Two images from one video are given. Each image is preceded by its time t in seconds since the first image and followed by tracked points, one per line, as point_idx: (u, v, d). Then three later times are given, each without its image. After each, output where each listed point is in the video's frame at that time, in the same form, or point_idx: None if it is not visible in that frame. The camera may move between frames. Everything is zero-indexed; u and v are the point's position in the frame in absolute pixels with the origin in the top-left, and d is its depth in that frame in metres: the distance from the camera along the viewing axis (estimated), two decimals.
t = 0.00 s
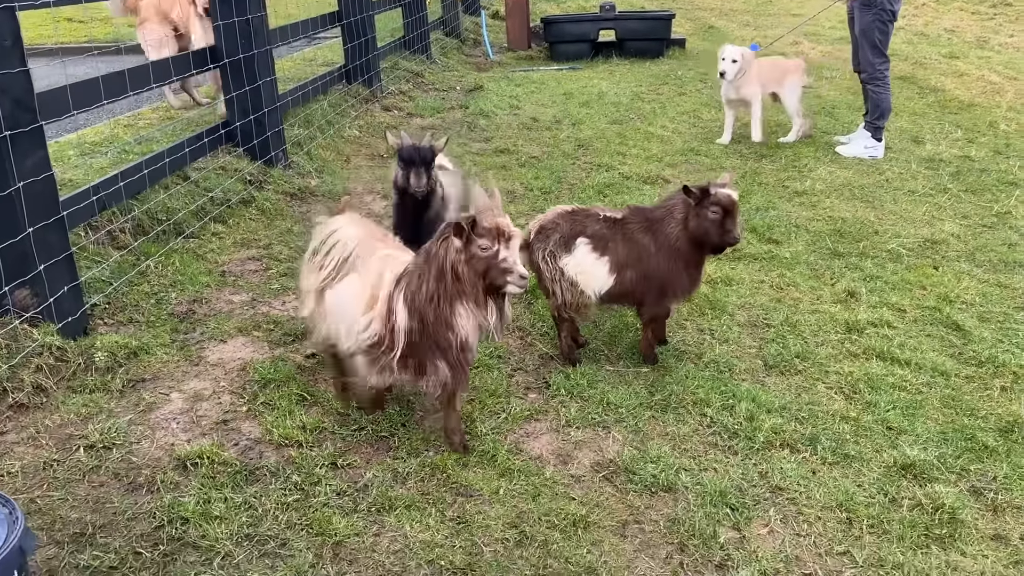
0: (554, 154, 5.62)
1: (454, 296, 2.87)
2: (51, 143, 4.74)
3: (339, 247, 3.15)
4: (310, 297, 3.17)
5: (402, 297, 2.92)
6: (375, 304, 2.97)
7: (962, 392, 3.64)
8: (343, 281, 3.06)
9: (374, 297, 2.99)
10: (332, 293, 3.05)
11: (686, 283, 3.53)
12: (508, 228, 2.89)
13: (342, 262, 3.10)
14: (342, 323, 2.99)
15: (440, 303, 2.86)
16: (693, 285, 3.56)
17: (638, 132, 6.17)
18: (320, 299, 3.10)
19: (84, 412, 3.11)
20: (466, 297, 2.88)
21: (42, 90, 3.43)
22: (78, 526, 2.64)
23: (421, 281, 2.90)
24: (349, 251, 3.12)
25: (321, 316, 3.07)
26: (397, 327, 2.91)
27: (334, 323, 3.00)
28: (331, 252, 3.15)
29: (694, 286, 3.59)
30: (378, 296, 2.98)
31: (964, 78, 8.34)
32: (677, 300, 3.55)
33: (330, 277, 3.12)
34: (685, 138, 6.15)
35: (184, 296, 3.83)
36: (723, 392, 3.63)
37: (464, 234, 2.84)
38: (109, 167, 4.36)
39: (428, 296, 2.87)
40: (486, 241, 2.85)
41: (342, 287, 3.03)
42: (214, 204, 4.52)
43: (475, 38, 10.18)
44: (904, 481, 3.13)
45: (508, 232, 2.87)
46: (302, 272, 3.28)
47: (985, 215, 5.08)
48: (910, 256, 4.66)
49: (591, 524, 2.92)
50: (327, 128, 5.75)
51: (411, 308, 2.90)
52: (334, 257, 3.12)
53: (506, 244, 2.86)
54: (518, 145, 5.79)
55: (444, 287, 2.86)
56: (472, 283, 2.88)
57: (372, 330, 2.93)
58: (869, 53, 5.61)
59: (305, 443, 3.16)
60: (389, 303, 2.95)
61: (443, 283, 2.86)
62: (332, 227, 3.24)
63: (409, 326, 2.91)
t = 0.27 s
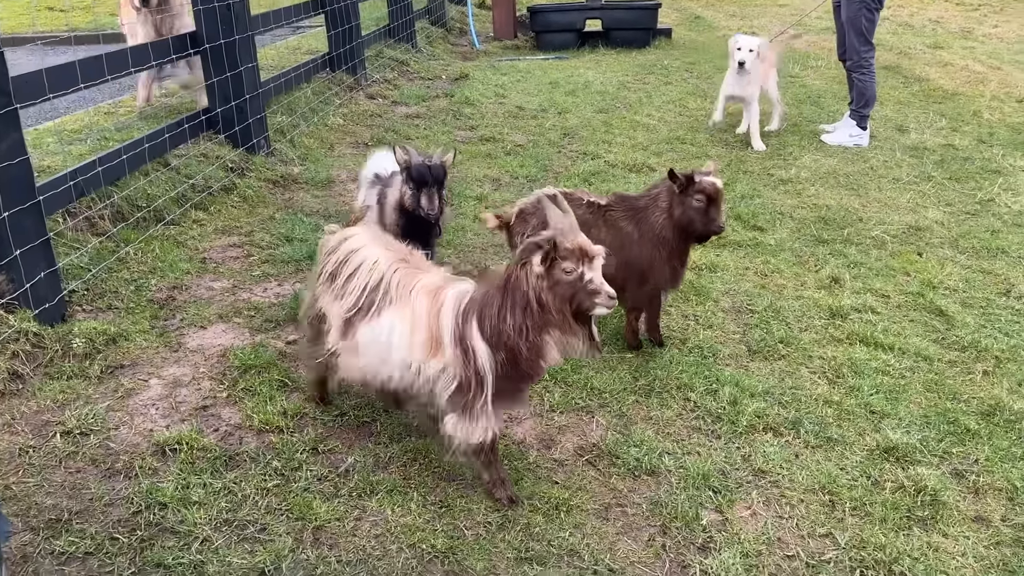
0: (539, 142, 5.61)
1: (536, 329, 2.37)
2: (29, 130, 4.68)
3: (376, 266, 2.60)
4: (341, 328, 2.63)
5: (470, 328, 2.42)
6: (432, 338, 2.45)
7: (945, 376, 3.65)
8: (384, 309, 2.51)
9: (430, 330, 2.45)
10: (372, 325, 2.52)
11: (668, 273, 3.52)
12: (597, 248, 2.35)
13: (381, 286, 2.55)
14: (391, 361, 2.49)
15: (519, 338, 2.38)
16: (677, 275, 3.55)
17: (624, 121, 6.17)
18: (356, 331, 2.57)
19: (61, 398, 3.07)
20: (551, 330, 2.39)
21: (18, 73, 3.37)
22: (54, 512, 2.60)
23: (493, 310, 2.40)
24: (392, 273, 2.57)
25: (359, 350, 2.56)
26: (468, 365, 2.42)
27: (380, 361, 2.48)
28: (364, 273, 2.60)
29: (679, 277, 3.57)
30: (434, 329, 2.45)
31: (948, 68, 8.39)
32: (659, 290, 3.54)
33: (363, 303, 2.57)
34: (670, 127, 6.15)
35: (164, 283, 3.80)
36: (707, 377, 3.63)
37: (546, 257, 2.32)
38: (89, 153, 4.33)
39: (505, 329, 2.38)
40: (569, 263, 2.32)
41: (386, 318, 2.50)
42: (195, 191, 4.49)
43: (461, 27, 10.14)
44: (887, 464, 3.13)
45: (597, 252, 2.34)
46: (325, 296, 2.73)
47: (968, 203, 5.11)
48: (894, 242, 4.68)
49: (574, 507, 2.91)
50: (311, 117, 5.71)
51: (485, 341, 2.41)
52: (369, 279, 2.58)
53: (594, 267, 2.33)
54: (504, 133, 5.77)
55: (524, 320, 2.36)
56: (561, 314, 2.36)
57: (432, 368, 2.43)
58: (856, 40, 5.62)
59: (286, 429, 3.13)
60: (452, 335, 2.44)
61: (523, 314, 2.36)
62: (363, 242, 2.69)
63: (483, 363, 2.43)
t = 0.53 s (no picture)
0: (519, 133, 5.61)
1: (606, 339, 2.39)
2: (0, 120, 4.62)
3: (425, 285, 2.52)
4: (392, 353, 2.52)
5: (537, 338, 2.45)
6: (499, 354, 2.43)
7: (920, 361, 3.67)
8: (443, 327, 2.45)
9: (496, 344, 2.44)
10: (430, 346, 2.45)
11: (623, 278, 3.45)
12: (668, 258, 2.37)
13: (435, 305, 2.48)
14: (455, 381, 2.44)
15: (589, 349, 2.40)
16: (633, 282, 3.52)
17: (603, 113, 6.20)
18: (411, 352, 2.48)
19: (30, 387, 3.02)
20: (621, 339, 2.41)
21: None
22: (21, 500, 2.56)
23: (561, 319, 2.43)
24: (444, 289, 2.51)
25: (417, 374, 2.47)
26: (536, 377, 2.43)
27: (446, 384, 2.43)
28: (414, 294, 2.51)
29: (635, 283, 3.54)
30: (501, 343, 2.44)
31: (925, 60, 8.50)
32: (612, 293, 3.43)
33: (417, 325, 2.48)
34: (649, 118, 6.17)
35: (136, 272, 3.76)
36: (684, 363, 3.63)
37: (620, 269, 2.32)
38: (60, 142, 4.32)
39: (574, 339, 2.41)
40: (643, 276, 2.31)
41: (447, 336, 2.44)
42: (168, 179, 4.46)
43: (441, 19, 10.12)
44: (862, 448, 3.14)
45: (673, 265, 2.34)
46: (363, 321, 2.60)
47: (944, 192, 5.22)
48: (870, 231, 4.71)
49: (550, 492, 2.91)
50: (288, 108, 5.69)
51: (553, 351, 2.43)
52: (421, 298, 2.49)
53: (672, 280, 2.32)
54: (483, 124, 5.77)
55: (594, 332, 2.38)
56: (632, 324, 2.38)
57: (501, 384, 2.41)
58: (835, 30, 5.65)
59: (258, 417, 3.09)
60: (519, 347, 2.45)
61: (593, 326, 2.38)
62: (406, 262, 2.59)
63: (551, 373, 2.45)
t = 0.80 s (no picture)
0: (493, 128, 5.61)
1: (683, 339, 2.40)
2: None
3: (482, 313, 2.39)
4: (458, 390, 2.36)
5: (612, 348, 2.44)
6: (580, 372, 2.38)
7: (890, 353, 3.70)
8: (515, 356, 2.34)
9: (573, 362, 2.38)
10: (503, 377, 2.32)
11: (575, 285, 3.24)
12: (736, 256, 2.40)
13: (501, 333, 2.36)
14: (537, 408, 2.35)
15: (667, 350, 2.41)
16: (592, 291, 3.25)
17: (577, 108, 6.22)
18: (480, 387, 2.33)
19: None
20: (696, 339, 2.41)
21: None
22: None
23: (635, 323, 2.44)
24: (504, 317, 2.40)
25: (490, 408, 2.34)
26: (618, 388, 2.42)
27: (523, 411, 2.33)
28: (474, 324, 2.37)
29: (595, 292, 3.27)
30: (578, 361, 2.39)
31: (895, 56, 8.62)
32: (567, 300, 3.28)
33: (484, 357, 2.34)
34: (623, 113, 6.19)
35: (103, 269, 3.68)
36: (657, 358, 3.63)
37: (695, 271, 2.33)
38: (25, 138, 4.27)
39: (650, 341, 2.42)
40: (720, 278, 2.33)
41: (521, 364, 2.33)
42: (136, 175, 4.39)
43: (415, 14, 10.07)
44: (833, 439, 3.17)
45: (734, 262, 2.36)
46: (413, 358, 2.41)
47: (914, 186, 5.30)
48: (841, 225, 4.76)
49: (523, 487, 2.90)
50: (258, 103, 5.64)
51: (633, 355, 2.45)
52: (484, 329, 2.36)
53: (745, 279, 2.35)
54: (457, 119, 5.77)
55: (672, 330, 2.39)
56: (704, 323, 2.38)
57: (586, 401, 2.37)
58: (806, 26, 5.70)
59: (227, 415, 3.03)
60: (596, 361, 2.42)
61: (670, 324, 2.39)
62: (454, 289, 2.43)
63: (632, 379, 2.45)
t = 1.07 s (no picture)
0: (465, 126, 5.61)
1: (740, 365, 2.29)
2: None
3: (541, 330, 2.28)
4: (510, 411, 2.27)
5: (668, 373, 2.33)
6: (636, 399, 2.28)
7: (858, 348, 3.75)
8: (572, 378, 2.24)
9: (631, 388, 2.28)
10: (558, 401, 2.23)
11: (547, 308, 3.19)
12: (794, 280, 2.24)
13: (558, 353, 2.25)
14: (590, 433, 2.27)
15: (727, 380, 2.31)
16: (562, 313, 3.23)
17: (549, 105, 6.23)
18: (535, 409, 2.24)
19: None
20: (756, 365, 2.29)
21: None
22: None
23: (690, 349, 2.32)
24: (563, 336, 2.28)
25: (544, 431, 2.25)
26: (673, 414, 2.33)
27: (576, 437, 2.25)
28: (530, 341, 2.26)
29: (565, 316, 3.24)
30: (636, 387, 2.29)
31: (863, 53, 8.74)
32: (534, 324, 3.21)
33: (538, 378, 2.24)
34: (595, 110, 6.22)
35: (67, 269, 3.62)
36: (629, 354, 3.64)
37: (757, 297, 2.19)
38: None
39: (707, 369, 2.31)
40: (780, 304, 2.19)
41: (577, 388, 2.23)
42: (101, 173, 4.31)
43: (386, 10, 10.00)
44: (802, 434, 3.20)
45: (788, 286, 2.21)
46: (466, 372, 2.32)
47: (881, 182, 5.38)
48: (810, 221, 4.81)
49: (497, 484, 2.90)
50: (226, 100, 5.58)
51: (688, 383, 2.33)
52: (540, 347, 2.25)
53: (801, 303, 2.21)
54: (429, 116, 5.76)
55: (733, 361, 2.28)
56: (765, 348, 2.26)
57: (640, 428, 2.29)
58: (774, 23, 5.75)
59: (195, 416, 2.99)
60: (654, 388, 2.32)
61: (731, 355, 2.27)
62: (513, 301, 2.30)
63: (686, 408, 2.35)
